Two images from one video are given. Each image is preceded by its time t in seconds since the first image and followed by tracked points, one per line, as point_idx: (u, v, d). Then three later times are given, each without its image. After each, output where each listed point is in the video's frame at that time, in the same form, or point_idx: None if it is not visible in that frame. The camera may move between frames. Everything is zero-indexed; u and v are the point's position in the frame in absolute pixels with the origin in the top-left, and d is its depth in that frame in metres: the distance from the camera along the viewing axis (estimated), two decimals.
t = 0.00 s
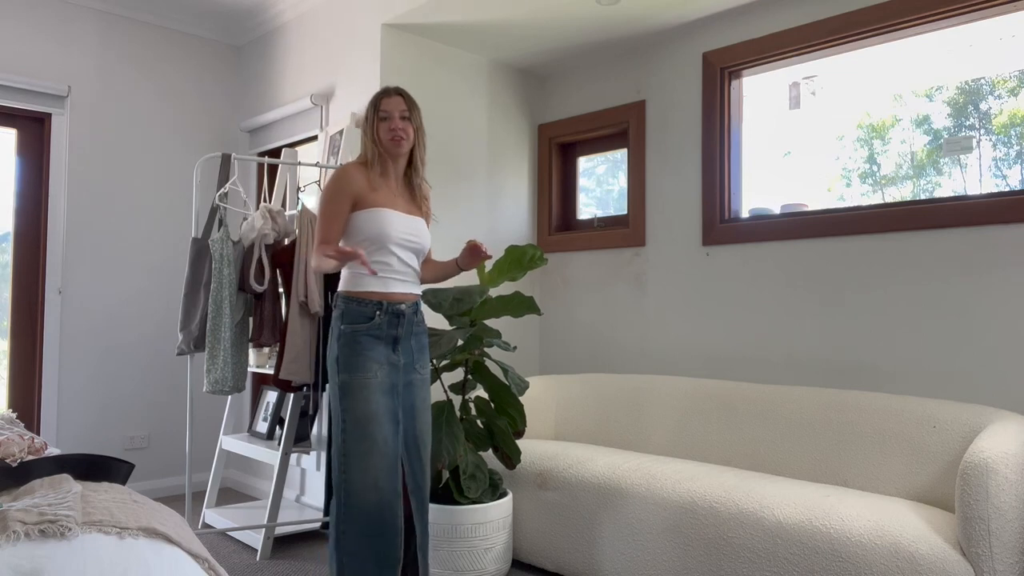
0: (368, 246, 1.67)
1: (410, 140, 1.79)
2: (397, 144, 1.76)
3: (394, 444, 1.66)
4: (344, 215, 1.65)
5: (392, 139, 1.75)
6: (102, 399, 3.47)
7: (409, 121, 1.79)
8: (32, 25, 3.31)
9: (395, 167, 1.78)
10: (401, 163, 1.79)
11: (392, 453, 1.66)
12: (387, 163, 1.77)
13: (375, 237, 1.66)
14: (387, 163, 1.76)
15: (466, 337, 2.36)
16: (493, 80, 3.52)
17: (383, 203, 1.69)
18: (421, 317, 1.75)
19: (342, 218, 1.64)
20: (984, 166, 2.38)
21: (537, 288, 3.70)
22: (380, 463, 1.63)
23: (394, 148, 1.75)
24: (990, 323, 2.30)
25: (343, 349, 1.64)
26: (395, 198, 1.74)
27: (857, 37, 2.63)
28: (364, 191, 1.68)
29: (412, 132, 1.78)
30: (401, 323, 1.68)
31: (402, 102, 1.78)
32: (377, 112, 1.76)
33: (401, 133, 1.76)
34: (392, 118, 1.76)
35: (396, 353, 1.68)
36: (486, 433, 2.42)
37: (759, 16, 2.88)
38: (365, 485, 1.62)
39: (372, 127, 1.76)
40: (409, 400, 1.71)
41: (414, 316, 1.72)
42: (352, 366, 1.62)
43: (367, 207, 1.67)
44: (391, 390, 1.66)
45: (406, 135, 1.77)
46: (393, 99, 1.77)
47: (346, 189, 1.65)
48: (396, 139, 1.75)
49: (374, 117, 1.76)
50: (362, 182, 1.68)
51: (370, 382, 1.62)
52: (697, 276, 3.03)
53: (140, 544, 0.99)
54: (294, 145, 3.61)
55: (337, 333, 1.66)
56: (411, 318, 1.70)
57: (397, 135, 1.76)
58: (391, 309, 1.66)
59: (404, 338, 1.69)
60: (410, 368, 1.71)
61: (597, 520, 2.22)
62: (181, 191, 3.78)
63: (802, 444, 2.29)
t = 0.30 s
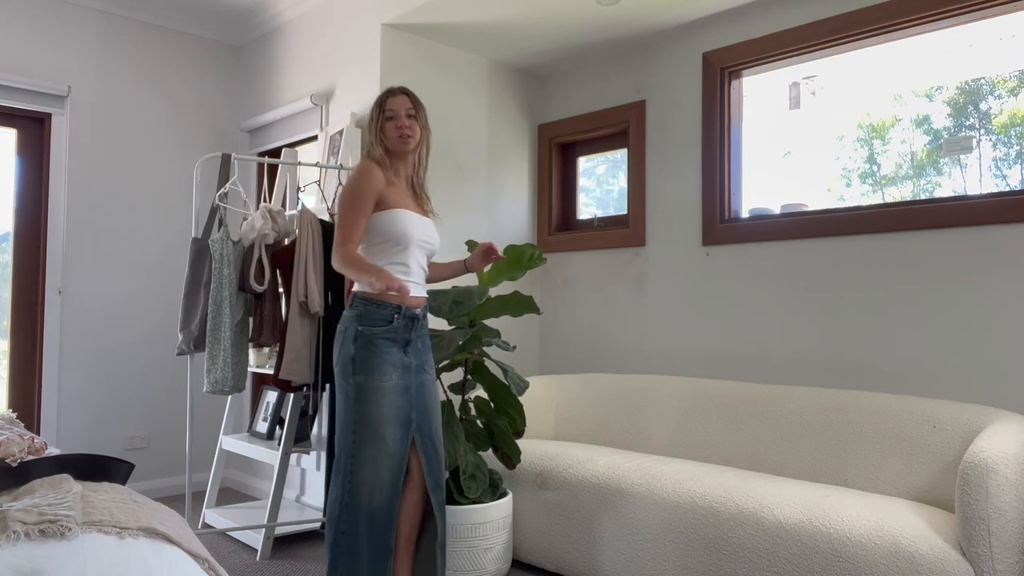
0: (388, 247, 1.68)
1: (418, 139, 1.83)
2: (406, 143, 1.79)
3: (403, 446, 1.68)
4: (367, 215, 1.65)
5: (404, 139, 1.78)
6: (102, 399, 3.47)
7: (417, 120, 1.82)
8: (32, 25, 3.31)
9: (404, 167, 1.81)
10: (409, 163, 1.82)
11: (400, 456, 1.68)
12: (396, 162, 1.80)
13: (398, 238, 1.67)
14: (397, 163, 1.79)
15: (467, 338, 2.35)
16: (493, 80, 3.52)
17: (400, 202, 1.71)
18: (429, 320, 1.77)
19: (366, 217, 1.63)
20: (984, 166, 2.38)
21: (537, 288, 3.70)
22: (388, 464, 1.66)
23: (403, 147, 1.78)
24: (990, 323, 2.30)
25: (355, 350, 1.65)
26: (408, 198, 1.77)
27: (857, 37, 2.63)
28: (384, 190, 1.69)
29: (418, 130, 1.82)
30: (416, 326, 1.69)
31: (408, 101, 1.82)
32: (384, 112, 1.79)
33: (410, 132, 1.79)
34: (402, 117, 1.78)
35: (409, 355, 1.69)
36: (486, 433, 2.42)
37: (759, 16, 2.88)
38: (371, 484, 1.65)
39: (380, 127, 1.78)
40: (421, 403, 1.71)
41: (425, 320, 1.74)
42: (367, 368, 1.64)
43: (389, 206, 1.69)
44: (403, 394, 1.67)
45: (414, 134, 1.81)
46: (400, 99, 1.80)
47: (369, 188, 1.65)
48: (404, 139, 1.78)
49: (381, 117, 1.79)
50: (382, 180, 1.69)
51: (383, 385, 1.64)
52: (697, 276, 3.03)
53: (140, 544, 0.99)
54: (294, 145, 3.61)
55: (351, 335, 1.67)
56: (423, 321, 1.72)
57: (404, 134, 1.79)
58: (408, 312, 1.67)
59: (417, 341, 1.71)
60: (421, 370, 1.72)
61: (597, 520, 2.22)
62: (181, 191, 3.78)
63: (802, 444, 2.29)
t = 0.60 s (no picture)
0: (415, 248, 1.70)
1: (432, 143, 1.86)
2: (420, 148, 1.83)
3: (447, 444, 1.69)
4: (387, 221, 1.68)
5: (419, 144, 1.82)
6: (102, 399, 3.47)
7: (430, 126, 1.86)
8: (32, 25, 3.31)
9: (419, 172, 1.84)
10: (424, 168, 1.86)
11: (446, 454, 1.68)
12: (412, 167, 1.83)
13: (426, 240, 1.70)
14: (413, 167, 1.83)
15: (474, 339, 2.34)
16: (493, 80, 3.52)
17: (421, 207, 1.74)
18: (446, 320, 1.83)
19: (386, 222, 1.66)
20: (984, 166, 2.39)
21: (537, 288, 3.70)
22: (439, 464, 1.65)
23: (419, 152, 1.82)
24: (990, 323, 2.30)
25: (400, 351, 1.64)
26: (426, 202, 1.80)
27: (857, 37, 2.63)
28: (404, 194, 1.72)
29: (432, 134, 1.86)
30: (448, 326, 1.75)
31: (421, 106, 1.86)
32: (399, 118, 1.83)
33: (425, 137, 1.83)
34: (416, 123, 1.83)
35: (444, 355, 1.72)
36: (486, 433, 2.43)
37: (759, 16, 2.87)
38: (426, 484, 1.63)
39: (395, 133, 1.82)
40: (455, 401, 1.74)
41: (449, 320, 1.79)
42: (417, 369, 1.63)
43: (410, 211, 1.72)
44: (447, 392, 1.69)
45: (428, 138, 1.84)
46: (414, 104, 1.84)
47: (389, 194, 1.68)
48: (419, 144, 1.82)
49: (395, 122, 1.83)
50: (401, 186, 1.71)
51: (432, 384, 1.64)
52: (697, 276, 3.03)
53: (140, 544, 0.99)
54: (294, 145, 3.61)
55: (393, 337, 1.65)
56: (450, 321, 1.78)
57: (419, 139, 1.83)
58: (443, 312, 1.72)
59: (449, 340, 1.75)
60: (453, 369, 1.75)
61: (597, 520, 2.22)
62: (181, 191, 3.78)
63: (802, 444, 2.29)
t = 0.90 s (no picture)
0: (427, 241, 1.72)
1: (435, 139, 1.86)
2: (423, 145, 1.83)
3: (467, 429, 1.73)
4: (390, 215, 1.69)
5: (421, 140, 1.82)
6: (102, 399, 3.47)
7: (433, 122, 1.86)
8: (32, 25, 3.31)
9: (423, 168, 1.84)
10: (428, 163, 1.86)
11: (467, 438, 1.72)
12: (415, 164, 1.83)
13: (437, 234, 1.73)
14: (415, 164, 1.83)
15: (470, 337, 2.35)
16: (493, 80, 3.52)
17: (427, 200, 1.76)
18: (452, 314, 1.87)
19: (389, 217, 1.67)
20: (984, 166, 2.39)
21: (537, 288, 3.70)
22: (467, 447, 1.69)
23: (421, 149, 1.82)
24: (990, 323, 2.30)
25: (431, 341, 1.66)
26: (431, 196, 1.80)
27: (858, 37, 2.63)
28: (408, 191, 1.72)
29: (435, 133, 1.86)
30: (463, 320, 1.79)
31: (425, 104, 1.85)
32: (402, 116, 1.82)
33: (427, 134, 1.83)
34: (418, 120, 1.82)
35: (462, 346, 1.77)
36: (486, 433, 2.42)
37: (759, 16, 2.87)
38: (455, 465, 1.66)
39: (398, 131, 1.82)
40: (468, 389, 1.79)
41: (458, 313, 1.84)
42: (447, 359, 1.66)
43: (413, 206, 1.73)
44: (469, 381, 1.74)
45: (431, 136, 1.84)
46: (416, 102, 1.84)
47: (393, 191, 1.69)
48: (422, 141, 1.82)
49: (398, 120, 1.83)
50: (405, 182, 1.71)
51: (460, 373, 1.68)
52: (697, 277, 3.03)
53: (140, 544, 0.99)
54: (294, 145, 3.61)
55: (419, 328, 1.67)
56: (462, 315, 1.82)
57: (422, 136, 1.83)
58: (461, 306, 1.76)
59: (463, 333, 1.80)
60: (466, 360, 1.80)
61: (597, 519, 2.22)
62: (181, 191, 3.78)
63: (802, 444, 2.29)
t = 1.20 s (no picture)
0: (436, 241, 1.71)
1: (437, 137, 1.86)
2: (425, 144, 1.83)
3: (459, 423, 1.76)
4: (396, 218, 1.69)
5: (423, 139, 1.82)
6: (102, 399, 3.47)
7: (434, 121, 1.86)
8: (32, 25, 3.31)
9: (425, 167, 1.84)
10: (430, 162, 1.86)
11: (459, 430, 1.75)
12: (417, 163, 1.83)
13: (447, 233, 1.72)
14: (418, 163, 1.83)
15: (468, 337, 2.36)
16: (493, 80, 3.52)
17: (434, 198, 1.75)
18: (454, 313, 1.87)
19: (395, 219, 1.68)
20: (984, 166, 2.39)
21: (537, 288, 3.70)
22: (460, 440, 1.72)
23: (423, 149, 1.82)
24: (990, 323, 2.30)
25: (436, 343, 1.67)
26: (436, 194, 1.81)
27: (857, 37, 2.63)
28: (415, 190, 1.72)
29: (437, 132, 1.86)
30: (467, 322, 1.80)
31: (426, 103, 1.85)
32: (404, 116, 1.82)
33: (429, 133, 1.83)
34: (419, 119, 1.82)
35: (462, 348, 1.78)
36: (486, 434, 2.42)
37: (759, 16, 2.87)
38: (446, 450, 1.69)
39: (400, 131, 1.82)
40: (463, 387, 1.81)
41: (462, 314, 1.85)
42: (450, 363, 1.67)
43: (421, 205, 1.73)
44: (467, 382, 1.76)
45: (433, 136, 1.84)
46: (417, 101, 1.83)
47: (400, 191, 1.69)
48: (424, 141, 1.82)
49: (400, 120, 1.82)
50: (410, 183, 1.72)
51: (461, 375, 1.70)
52: (697, 276, 3.03)
53: (140, 544, 0.99)
54: (294, 145, 3.61)
55: (428, 329, 1.67)
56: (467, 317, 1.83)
57: (425, 136, 1.83)
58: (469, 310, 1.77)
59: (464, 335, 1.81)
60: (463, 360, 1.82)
61: (597, 519, 2.21)
62: (181, 191, 3.78)
63: (802, 444, 2.29)
